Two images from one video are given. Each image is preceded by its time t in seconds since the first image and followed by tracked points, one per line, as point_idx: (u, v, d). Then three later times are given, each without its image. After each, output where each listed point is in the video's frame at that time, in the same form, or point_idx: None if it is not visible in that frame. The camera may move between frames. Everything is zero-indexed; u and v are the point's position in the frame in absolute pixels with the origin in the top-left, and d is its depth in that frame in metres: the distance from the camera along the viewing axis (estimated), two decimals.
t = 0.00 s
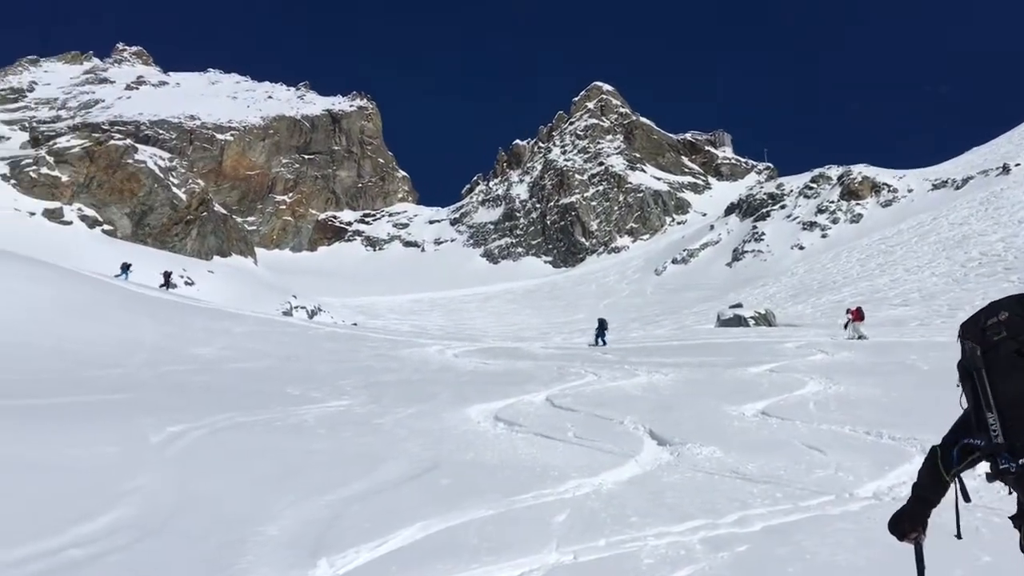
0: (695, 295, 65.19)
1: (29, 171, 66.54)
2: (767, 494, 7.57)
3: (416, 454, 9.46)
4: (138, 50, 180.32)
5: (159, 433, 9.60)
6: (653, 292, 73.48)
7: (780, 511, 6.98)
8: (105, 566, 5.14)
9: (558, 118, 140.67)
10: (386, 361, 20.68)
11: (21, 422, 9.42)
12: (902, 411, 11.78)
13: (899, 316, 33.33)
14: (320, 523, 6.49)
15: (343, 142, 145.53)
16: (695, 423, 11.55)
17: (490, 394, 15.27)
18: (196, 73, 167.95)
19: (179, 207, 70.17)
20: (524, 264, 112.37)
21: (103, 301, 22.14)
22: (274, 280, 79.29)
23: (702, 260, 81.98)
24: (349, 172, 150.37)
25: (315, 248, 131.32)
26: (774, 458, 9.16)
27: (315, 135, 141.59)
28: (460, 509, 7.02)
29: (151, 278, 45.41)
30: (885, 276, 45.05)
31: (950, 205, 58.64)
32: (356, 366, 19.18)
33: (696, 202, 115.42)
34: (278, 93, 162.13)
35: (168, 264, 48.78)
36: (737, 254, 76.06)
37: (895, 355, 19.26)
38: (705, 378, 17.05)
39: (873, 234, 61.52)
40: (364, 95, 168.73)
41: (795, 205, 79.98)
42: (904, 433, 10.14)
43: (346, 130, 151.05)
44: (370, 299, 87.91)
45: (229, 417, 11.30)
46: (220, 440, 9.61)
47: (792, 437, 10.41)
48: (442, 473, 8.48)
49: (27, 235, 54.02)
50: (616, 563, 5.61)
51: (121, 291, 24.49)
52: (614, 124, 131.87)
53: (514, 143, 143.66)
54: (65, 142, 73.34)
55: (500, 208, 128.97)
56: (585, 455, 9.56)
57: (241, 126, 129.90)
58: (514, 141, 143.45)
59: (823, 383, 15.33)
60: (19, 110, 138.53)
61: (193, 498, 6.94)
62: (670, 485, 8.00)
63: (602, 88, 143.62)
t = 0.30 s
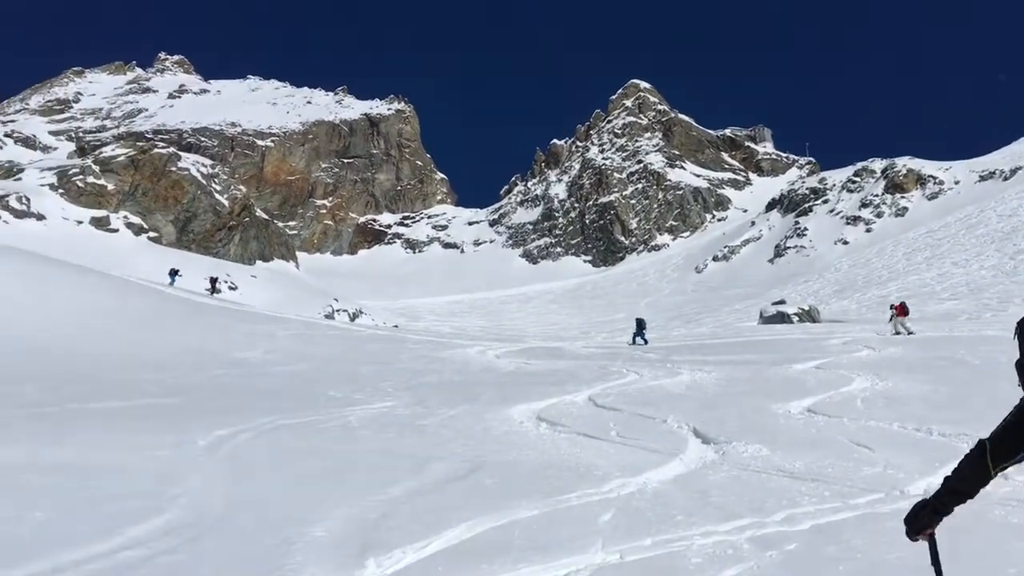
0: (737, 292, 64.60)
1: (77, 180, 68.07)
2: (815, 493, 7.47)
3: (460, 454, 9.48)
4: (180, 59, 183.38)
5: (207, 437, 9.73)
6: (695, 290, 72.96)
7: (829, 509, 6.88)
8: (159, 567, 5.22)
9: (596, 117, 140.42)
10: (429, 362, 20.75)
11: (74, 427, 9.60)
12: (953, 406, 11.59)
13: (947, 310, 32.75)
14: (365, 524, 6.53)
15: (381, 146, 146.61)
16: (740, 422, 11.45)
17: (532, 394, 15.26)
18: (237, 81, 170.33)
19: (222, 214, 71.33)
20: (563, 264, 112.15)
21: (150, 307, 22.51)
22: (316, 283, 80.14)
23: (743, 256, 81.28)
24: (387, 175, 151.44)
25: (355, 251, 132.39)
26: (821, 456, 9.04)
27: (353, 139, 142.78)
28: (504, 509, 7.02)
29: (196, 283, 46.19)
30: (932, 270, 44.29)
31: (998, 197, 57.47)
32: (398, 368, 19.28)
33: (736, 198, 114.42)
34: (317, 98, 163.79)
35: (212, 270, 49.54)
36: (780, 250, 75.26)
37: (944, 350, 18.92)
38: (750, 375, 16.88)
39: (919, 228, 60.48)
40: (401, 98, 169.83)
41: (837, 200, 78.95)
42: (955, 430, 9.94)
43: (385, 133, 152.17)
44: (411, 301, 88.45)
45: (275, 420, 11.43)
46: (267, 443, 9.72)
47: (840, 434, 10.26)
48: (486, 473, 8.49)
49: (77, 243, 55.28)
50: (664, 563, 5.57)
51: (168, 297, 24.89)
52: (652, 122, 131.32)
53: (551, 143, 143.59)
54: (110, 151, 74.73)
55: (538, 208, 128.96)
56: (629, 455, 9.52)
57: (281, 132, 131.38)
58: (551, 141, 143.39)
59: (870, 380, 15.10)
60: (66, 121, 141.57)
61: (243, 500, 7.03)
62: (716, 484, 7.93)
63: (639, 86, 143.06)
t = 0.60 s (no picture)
0: (764, 295, 64.21)
1: (106, 192, 68.97)
2: (845, 497, 7.40)
3: (488, 460, 9.48)
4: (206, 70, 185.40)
5: (237, 444, 9.80)
6: (721, 294, 72.62)
7: (860, 514, 6.81)
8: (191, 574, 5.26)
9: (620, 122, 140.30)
10: (455, 369, 20.78)
11: (106, 436, 9.70)
12: (986, 409, 11.44)
13: (978, 311, 32.36)
14: (395, 530, 6.54)
15: (406, 153, 147.38)
16: (770, 426, 11.36)
17: (559, 400, 15.22)
18: (262, 91, 171.94)
19: (249, 223, 71.92)
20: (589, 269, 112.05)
21: (179, 315, 22.74)
22: (342, 291, 80.74)
23: (770, 259, 80.79)
24: (412, 183, 152.10)
25: (381, 258, 133.16)
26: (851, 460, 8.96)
27: (378, 147, 143.59)
28: (531, 515, 7.01)
29: (225, 292, 46.60)
30: (962, 271, 43.78)
31: None
32: (425, 375, 19.32)
33: (762, 201, 113.77)
34: (341, 107, 164.95)
35: (239, 279, 49.97)
36: (807, 253, 74.77)
37: (976, 352, 18.69)
38: (778, 379, 16.78)
39: (949, 228, 59.83)
40: (425, 106, 170.70)
41: (865, 201, 78.30)
42: (988, 432, 9.82)
43: (409, 141, 152.98)
44: (437, 308, 88.77)
45: (303, 427, 11.49)
46: (296, 450, 9.78)
47: (870, 438, 10.16)
48: (515, 479, 8.50)
49: (107, 254, 56.00)
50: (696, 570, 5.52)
51: (198, 306, 25.11)
52: (677, 126, 131.05)
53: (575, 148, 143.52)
54: (139, 163, 75.77)
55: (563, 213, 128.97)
56: (657, 459, 9.48)
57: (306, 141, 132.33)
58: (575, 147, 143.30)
59: (901, 382, 14.95)
60: (95, 134, 143.63)
61: (274, 506, 7.07)
62: (747, 489, 7.86)
63: (663, 90, 142.76)
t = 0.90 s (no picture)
0: (777, 304, 64.04)
1: (120, 204, 69.58)
2: (860, 506, 7.37)
3: (500, 470, 9.49)
4: (219, 82, 186.93)
5: (250, 454, 9.83)
6: (734, 303, 72.48)
7: (875, 525, 6.77)
8: None
9: (630, 131, 140.38)
10: (467, 378, 20.81)
11: (120, 447, 9.75)
12: (1003, 419, 11.36)
13: (993, 320, 32.19)
14: (408, 541, 6.54)
15: (417, 163, 147.77)
16: (782, 435, 11.36)
17: (572, 409, 15.22)
18: (274, 103, 173.08)
19: (262, 233, 72.29)
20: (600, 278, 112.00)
21: (191, 326, 22.83)
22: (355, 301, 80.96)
23: (782, 268, 80.57)
24: (424, 193, 152.55)
25: (392, 268, 133.81)
26: (865, 470, 8.93)
27: (389, 157, 144.14)
28: (545, 525, 7.01)
29: (239, 303, 46.83)
30: (976, 279, 43.54)
31: None
32: (436, 384, 19.35)
33: (774, 209, 113.57)
34: (353, 118, 165.80)
35: (252, 289, 50.16)
36: (819, 261, 74.60)
37: (991, 360, 18.57)
38: (792, 389, 16.70)
39: (963, 236, 59.54)
40: (437, 116, 171.27)
41: (877, 210, 78.06)
42: (1005, 442, 9.74)
43: (420, 151, 153.49)
44: (448, 318, 88.90)
45: (316, 438, 11.51)
46: (309, 460, 9.80)
47: (885, 447, 10.13)
48: (528, 489, 8.51)
49: (121, 265, 56.53)
50: None
51: (212, 317, 25.26)
52: (688, 134, 131.04)
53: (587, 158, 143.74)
54: (153, 174, 76.32)
55: (574, 222, 129.05)
56: (670, 469, 9.45)
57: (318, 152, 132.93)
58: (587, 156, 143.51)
59: (916, 392, 14.87)
60: (109, 146, 144.98)
61: (287, 517, 7.07)
62: (760, 500, 7.84)
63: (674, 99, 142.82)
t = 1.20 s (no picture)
0: (778, 314, 63.93)
1: (123, 213, 69.57)
2: (862, 518, 7.34)
3: (501, 480, 9.46)
4: (222, 92, 187.41)
5: (251, 464, 9.82)
6: (736, 313, 72.38)
7: (879, 536, 6.73)
8: None
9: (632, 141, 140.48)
10: (468, 389, 20.78)
11: (121, 456, 9.74)
12: (1007, 430, 11.31)
13: (995, 331, 32.12)
14: (409, 551, 6.52)
15: (419, 173, 147.74)
16: (784, 446, 11.32)
17: (574, 420, 15.19)
18: (277, 113, 173.39)
19: (263, 243, 72.23)
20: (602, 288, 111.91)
21: (193, 335, 22.81)
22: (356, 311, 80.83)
23: (785, 279, 80.52)
24: (426, 203, 152.57)
25: (394, 278, 133.67)
26: (869, 482, 8.87)
27: (392, 167, 144.28)
28: (546, 536, 6.99)
29: (241, 312, 46.79)
30: (979, 290, 43.44)
31: None
32: (438, 394, 19.32)
33: (775, 219, 113.58)
34: (356, 128, 166.08)
35: (253, 298, 50.09)
36: (821, 272, 74.61)
37: (995, 372, 18.46)
38: (793, 400, 16.65)
39: (965, 247, 59.51)
40: (439, 126, 171.58)
41: (879, 220, 78.04)
42: (1009, 454, 9.70)
43: (422, 161, 153.51)
44: (450, 328, 88.83)
45: (316, 447, 11.49)
46: (311, 470, 9.76)
47: (888, 458, 10.10)
48: (531, 499, 8.48)
49: (124, 273, 56.52)
50: None
51: (214, 327, 25.26)
52: (690, 145, 131.20)
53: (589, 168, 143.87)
54: (155, 183, 76.20)
55: (576, 232, 129.08)
56: (673, 480, 9.37)
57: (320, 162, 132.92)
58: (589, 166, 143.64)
59: (918, 403, 14.80)
60: (112, 155, 145.23)
61: (288, 527, 7.06)
62: (762, 511, 7.81)
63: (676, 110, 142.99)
